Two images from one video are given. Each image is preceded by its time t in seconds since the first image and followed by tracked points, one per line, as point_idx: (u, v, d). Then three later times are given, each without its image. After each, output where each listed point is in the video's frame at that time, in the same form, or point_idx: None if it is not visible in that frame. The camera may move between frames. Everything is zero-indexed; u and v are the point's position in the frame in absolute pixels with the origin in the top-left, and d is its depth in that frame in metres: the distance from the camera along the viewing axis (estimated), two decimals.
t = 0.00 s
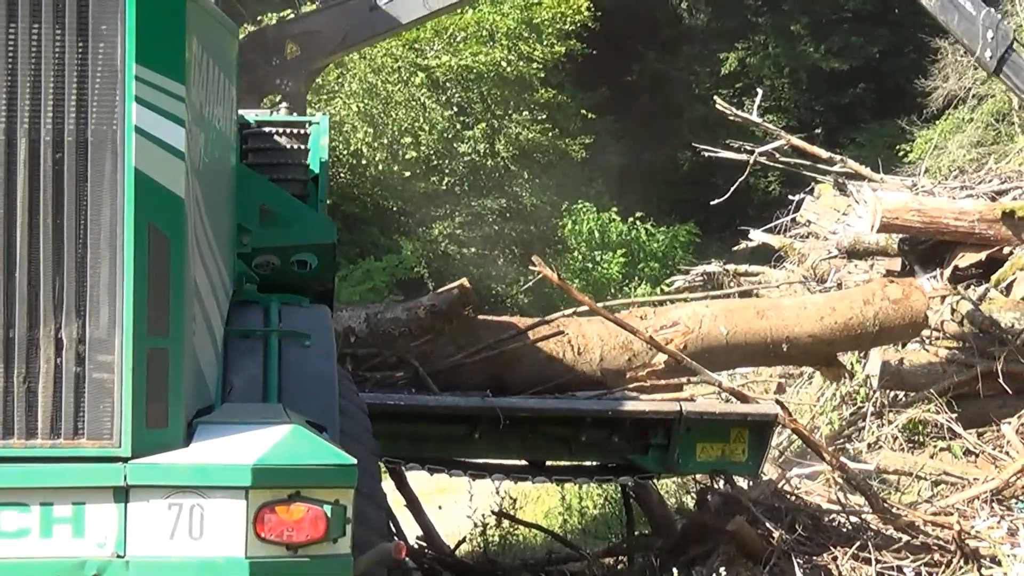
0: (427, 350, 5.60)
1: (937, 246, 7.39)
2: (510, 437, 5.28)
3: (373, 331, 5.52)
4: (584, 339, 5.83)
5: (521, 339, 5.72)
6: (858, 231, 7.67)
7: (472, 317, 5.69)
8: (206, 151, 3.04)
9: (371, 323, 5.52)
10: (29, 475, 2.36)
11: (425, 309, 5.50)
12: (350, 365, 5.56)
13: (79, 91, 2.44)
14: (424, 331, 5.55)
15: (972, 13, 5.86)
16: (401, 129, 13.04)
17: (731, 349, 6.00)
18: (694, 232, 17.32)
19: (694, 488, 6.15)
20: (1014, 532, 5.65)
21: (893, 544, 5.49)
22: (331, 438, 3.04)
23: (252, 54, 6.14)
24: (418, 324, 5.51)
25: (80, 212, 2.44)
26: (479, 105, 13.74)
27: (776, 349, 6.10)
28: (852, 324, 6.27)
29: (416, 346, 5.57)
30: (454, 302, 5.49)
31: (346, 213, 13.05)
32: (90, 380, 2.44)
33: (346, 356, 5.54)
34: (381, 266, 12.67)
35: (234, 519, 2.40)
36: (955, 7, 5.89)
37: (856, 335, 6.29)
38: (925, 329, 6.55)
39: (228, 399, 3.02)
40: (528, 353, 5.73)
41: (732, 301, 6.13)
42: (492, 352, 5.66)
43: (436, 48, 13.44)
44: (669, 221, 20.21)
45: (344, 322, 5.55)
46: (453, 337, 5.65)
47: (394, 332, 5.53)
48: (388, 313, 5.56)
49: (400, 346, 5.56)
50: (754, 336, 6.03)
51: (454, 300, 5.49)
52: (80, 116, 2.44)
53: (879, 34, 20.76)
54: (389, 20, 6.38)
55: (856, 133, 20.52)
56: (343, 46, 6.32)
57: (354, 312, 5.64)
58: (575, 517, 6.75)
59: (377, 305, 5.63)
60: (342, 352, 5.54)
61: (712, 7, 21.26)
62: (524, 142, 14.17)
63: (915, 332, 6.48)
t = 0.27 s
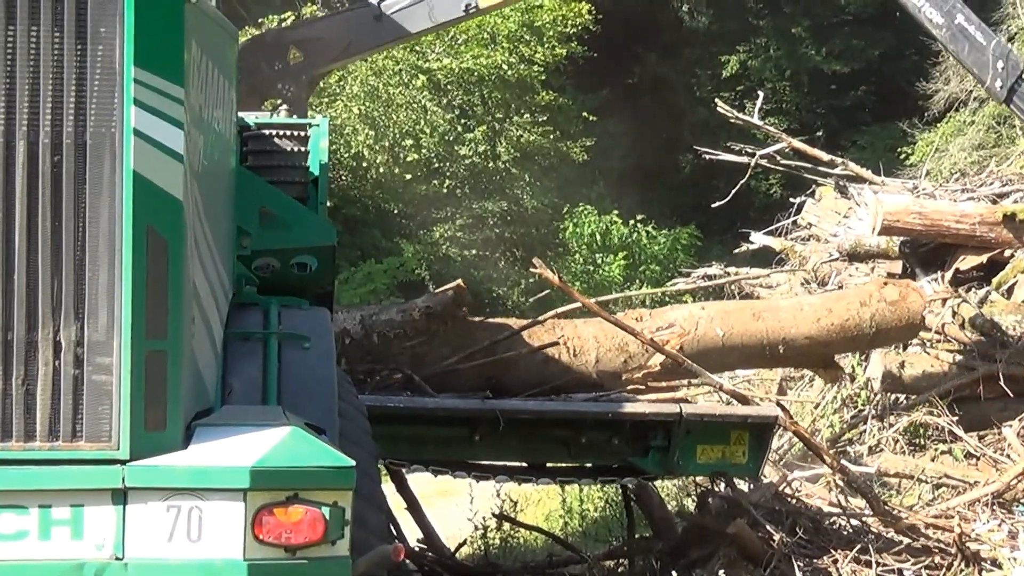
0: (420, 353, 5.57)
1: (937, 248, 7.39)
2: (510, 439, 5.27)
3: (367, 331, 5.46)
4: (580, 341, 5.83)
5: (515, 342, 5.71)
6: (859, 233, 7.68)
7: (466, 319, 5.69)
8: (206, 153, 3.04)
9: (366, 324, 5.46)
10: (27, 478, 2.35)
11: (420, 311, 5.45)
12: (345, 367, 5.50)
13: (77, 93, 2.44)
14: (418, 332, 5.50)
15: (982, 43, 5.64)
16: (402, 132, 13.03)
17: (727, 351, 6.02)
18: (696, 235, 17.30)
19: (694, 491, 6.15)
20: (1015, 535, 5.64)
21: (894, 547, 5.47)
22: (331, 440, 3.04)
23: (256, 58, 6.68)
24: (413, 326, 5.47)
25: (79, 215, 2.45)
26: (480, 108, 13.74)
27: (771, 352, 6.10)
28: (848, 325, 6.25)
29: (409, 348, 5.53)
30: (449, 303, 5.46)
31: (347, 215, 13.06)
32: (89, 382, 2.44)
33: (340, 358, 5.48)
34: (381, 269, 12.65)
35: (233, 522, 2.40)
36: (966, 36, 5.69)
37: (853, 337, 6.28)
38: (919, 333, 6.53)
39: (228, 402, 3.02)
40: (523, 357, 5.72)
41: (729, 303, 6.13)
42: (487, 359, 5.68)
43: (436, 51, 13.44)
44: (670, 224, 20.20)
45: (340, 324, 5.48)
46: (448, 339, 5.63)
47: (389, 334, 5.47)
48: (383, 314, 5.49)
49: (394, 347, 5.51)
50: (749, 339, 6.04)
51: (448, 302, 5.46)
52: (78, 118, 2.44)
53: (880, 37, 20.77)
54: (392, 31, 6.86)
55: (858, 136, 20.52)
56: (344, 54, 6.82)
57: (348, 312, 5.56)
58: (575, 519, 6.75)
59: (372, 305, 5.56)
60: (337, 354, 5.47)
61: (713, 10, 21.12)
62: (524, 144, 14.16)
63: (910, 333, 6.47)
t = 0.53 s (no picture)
0: (414, 356, 5.60)
1: (938, 250, 7.32)
2: (511, 442, 5.27)
3: (361, 334, 5.51)
4: (576, 342, 5.84)
5: (509, 344, 5.76)
6: (861, 236, 7.69)
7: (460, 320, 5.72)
8: (207, 156, 3.04)
9: (360, 326, 5.51)
10: (29, 481, 2.36)
11: (414, 312, 5.52)
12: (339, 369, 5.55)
13: (79, 95, 2.44)
14: (413, 334, 5.55)
15: (991, 70, 5.79)
16: (404, 134, 13.05)
17: (722, 353, 6.04)
18: (697, 237, 17.32)
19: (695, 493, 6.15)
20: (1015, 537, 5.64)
21: (895, 550, 5.47)
22: (332, 443, 3.05)
23: (258, 62, 6.45)
24: (408, 327, 5.51)
25: (80, 218, 2.45)
26: (482, 111, 13.76)
27: (767, 354, 6.11)
28: (845, 327, 6.23)
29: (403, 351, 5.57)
30: (443, 304, 5.53)
31: (348, 218, 12.96)
32: (90, 385, 2.44)
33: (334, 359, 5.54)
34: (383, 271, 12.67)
35: (234, 524, 2.40)
36: (975, 63, 5.84)
37: (849, 339, 6.26)
38: (916, 334, 6.45)
39: (229, 405, 3.03)
40: (517, 359, 5.74)
41: (725, 305, 6.15)
42: (481, 362, 5.70)
43: (439, 54, 13.49)
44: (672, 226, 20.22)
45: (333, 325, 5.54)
46: (443, 341, 5.69)
47: (383, 335, 5.48)
48: (377, 316, 5.52)
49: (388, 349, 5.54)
50: (744, 340, 6.06)
51: (442, 303, 5.54)
52: (80, 121, 2.45)
53: (882, 40, 20.82)
54: (397, 40, 6.67)
55: (859, 138, 20.55)
56: (347, 62, 6.62)
57: (344, 313, 5.61)
58: (576, 522, 6.75)
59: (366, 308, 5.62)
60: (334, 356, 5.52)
61: (715, 12, 21.20)
62: (526, 147, 14.20)
63: (907, 336, 6.40)
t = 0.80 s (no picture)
0: (410, 360, 5.61)
1: (940, 254, 7.31)
2: (512, 445, 5.27)
3: (356, 338, 5.50)
4: (572, 348, 5.84)
5: (506, 349, 5.74)
6: (863, 239, 7.69)
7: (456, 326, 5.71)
8: (208, 160, 3.04)
9: (355, 330, 5.50)
10: (30, 484, 2.36)
11: (411, 318, 5.51)
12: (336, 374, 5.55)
13: (81, 99, 2.44)
14: (409, 339, 5.55)
15: (1001, 109, 6.14)
16: (406, 138, 13.03)
17: (719, 360, 6.05)
18: (699, 240, 17.33)
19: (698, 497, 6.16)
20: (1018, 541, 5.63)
21: (897, 553, 5.46)
22: (334, 447, 3.05)
23: (261, 67, 6.38)
24: (403, 332, 5.51)
25: (81, 221, 2.45)
26: (484, 114, 13.78)
27: (765, 361, 6.10)
28: (843, 335, 6.22)
29: (399, 356, 5.58)
30: (438, 309, 5.51)
31: (351, 222, 13.07)
32: (92, 389, 2.44)
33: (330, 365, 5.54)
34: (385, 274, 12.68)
35: (236, 528, 2.40)
36: (984, 101, 6.18)
37: (847, 347, 6.24)
38: (914, 343, 6.44)
39: (231, 408, 3.03)
40: (512, 364, 5.74)
41: (723, 311, 6.17)
42: (476, 365, 5.69)
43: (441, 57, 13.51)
44: (674, 229, 20.24)
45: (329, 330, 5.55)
46: (440, 346, 5.67)
47: (378, 339, 5.50)
48: (372, 321, 5.53)
49: (383, 354, 5.54)
50: (741, 347, 6.06)
51: (438, 308, 5.51)
52: (82, 125, 2.44)
53: (884, 43, 20.83)
54: (402, 53, 6.51)
55: (862, 141, 20.55)
56: (349, 73, 6.49)
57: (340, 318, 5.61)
58: (579, 525, 6.76)
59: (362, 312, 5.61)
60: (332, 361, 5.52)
61: (717, 15, 21.21)
62: (528, 150, 14.25)
63: (905, 344, 6.38)
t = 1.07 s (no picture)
0: (408, 363, 5.61)
1: (944, 255, 7.35)
2: (515, 448, 5.27)
3: (355, 340, 5.53)
4: (570, 351, 5.84)
5: (504, 351, 5.73)
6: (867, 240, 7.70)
7: (454, 329, 5.70)
8: (210, 163, 3.05)
9: (353, 332, 5.53)
10: (32, 488, 2.36)
11: (408, 320, 5.53)
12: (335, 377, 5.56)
13: (83, 103, 2.45)
14: (407, 341, 5.56)
15: (1008, 138, 6.00)
16: (409, 140, 13.05)
17: (717, 362, 6.06)
18: (704, 242, 17.33)
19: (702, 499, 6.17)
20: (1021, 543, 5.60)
21: (901, 555, 5.44)
22: (337, 450, 3.05)
23: (265, 72, 6.39)
24: (400, 334, 5.53)
25: (83, 224, 2.45)
26: (488, 116, 13.79)
27: (763, 363, 6.10)
28: (841, 338, 6.18)
29: (397, 359, 5.59)
30: (435, 311, 5.54)
31: (353, 225, 13.13)
32: (95, 392, 2.45)
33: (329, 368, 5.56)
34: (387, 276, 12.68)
35: (238, 531, 2.40)
36: (992, 130, 6.05)
37: (846, 349, 6.20)
38: (915, 346, 6.37)
39: (233, 411, 3.03)
40: (510, 366, 5.74)
41: (722, 314, 6.19)
42: (472, 367, 5.67)
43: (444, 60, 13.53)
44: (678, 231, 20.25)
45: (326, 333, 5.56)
46: (437, 349, 5.66)
47: (375, 342, 5.53)
48: (370, 323, 5.56)
49: (381, 355, 5.55)
50: (739, 350, 6.07)
51: (435, 310, 5.54)
52: (83, 128, 2.45)
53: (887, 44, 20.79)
54: (407, 64, 6.50)
55: (865, 142, 20.52)
56: (353, 81, 6.50)
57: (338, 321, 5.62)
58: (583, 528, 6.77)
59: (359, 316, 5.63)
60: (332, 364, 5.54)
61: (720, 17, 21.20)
62: (532, 152, 14.28)
63: (903, 347, 6.32)
